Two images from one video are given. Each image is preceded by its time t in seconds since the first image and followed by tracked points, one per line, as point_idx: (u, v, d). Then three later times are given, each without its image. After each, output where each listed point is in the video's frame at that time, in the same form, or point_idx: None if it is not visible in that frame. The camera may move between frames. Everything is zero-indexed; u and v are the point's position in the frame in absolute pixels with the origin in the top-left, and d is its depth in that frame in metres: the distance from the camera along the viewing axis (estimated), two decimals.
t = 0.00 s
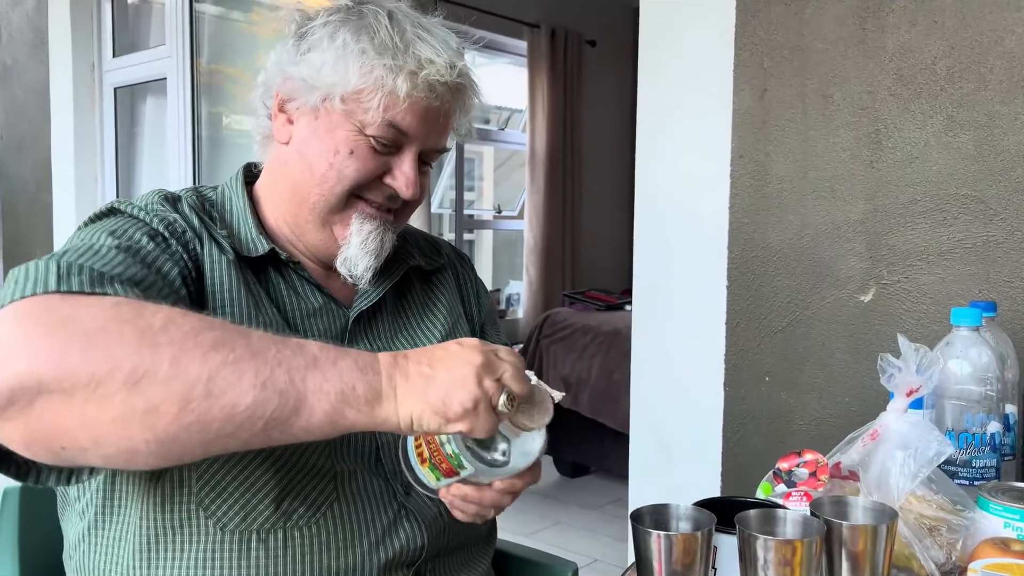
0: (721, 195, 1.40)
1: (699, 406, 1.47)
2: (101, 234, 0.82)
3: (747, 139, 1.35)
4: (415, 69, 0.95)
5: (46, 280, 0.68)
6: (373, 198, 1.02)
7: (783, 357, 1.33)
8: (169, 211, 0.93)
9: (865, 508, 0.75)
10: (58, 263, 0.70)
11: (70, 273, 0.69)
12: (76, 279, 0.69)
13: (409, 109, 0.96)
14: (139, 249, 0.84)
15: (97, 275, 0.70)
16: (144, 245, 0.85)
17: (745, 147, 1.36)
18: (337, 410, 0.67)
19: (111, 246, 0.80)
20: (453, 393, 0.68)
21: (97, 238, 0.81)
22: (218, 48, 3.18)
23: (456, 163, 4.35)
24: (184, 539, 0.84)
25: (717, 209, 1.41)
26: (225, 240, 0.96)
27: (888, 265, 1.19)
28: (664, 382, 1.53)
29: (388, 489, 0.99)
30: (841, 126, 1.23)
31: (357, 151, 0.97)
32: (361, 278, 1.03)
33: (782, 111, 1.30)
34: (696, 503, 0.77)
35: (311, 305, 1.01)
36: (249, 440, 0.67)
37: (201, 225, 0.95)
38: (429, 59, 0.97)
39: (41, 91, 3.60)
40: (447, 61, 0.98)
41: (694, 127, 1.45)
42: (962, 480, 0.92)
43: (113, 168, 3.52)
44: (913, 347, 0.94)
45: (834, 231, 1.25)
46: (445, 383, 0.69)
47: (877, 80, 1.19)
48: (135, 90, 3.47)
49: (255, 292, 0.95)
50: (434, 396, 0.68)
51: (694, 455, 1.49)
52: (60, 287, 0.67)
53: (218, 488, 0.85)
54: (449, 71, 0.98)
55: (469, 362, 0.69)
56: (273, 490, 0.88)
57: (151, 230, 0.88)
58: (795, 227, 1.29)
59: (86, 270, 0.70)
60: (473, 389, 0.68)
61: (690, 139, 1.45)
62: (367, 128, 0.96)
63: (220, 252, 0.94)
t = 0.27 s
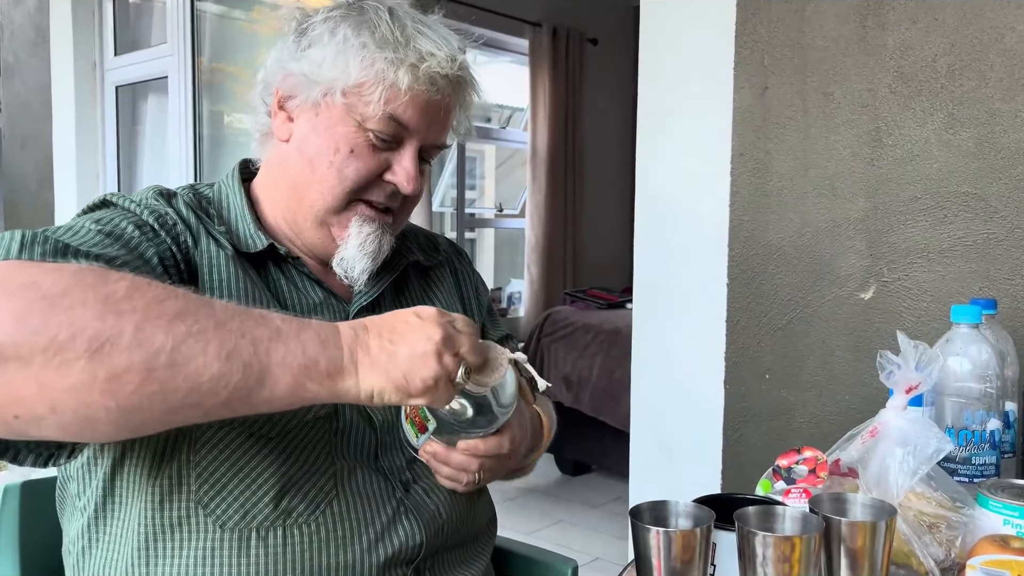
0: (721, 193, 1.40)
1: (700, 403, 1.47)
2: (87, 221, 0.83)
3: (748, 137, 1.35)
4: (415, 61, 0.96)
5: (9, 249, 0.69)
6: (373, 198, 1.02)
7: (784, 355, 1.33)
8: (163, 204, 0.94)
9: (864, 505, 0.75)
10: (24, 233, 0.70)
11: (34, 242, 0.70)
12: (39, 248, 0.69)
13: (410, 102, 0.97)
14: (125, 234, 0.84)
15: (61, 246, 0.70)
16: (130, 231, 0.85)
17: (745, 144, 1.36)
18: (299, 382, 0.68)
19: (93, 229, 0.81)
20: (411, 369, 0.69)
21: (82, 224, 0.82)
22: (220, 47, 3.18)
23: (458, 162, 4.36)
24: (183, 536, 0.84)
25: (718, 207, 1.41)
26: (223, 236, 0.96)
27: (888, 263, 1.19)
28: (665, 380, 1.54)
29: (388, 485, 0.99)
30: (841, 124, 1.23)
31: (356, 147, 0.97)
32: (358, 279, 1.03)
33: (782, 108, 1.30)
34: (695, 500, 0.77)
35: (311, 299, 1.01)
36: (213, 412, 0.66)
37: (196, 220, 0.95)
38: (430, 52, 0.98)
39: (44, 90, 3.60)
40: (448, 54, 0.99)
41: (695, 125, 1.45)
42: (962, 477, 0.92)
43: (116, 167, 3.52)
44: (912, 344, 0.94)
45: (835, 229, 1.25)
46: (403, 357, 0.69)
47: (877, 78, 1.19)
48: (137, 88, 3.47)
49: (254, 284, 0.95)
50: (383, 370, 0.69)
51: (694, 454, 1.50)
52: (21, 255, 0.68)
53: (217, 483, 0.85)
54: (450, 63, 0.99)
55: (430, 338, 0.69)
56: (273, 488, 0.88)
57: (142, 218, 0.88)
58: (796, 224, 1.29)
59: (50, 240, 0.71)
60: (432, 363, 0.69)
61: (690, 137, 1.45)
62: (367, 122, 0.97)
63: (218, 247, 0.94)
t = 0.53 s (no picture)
0: (723, 190, 1.40)
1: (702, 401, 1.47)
2: (72, 269, 0.78)
3: (749, 134, 1.35)
4: (389, 40, 0.95)
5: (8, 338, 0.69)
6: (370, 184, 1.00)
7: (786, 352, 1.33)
8: (151, 220, 0.90)
9: (866, 501, 0.74)
10: (17, 315, 0.70)
11: (29, 325, 0.70)
12: (36, 332, 0.69)
13: (391, 82, 0.96)
14: (113, 280, 0.79)
15: (56, 324, 0.70)
16: (119, 274, 0.80)
17: (747, 141, 1.36)
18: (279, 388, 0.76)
19: (79, 283, 0.76)
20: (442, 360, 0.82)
21: (67, 275, 0.77)
22: (222, 46, 3.18)
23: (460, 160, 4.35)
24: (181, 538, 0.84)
25: (720, 204, 1.41)
26: (221, 237, 0.94)
27: (890, 259, 1.19)
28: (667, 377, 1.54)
29: (390, 482, 0.98)
30: (843, 120, 1.23)
31: (350, 138, 0.96)
32: (365, 267, 1.02)
33: (784, 105, 1.30)
34: (697, 495, 0.76)
35: (312, 298, 1.00)
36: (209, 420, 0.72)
37: (189, 228, 0.93)
38: (402, 28, 0.97)
39: (46, 89, 3.60)
40: (421, 28, 0.98)
41: (696, 122, 1.45)
42: (965, 474, 0.92)
43: (117, 166, 3.52)
44: (913, 340, 0.94)
45: (836, 226, 1.25)
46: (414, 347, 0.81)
47: (879, 74, 1.19)
48: (139, 87, 3.47)
49: (253, 285, 0.94)
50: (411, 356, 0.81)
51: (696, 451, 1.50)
52: (22, 348, 0.69)
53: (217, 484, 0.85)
54: (424, 36, 0.98)
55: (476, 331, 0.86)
56: (274, 490, 0.89)
57: (133, 246, 0.84)
58: (798, 221, 1.29)
59: (45, 317, 0.70)
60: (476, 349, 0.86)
61: (691, 134, 1.45)
62: (352, 107, 0.96)
63: (215, 247, 0.92)
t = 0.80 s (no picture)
0: (726, 188, 1.40)
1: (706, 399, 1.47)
2: (66, 328, 0.78)
3: (753, 132, 1.35)
4: (345, 26, 0.91)
5: (16, 440, 0.70)
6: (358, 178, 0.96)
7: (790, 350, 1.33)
8: (137, 245, 0.88)
9: (870, 500, 0.74)
10: (20, 411, 0.71)
11: (34, 420, 0.70)
12: (41, 427, 0.70)
13: (355, 70, 0.92)
14: (107, 333, 0.79)
15: (59, 415, 0.71)
16: (113, 323, 0.80)
17: (751, 139, 1.35)
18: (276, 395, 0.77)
19: (73, 350, 0.76)
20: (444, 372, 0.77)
21: (62, 339, 0.77)
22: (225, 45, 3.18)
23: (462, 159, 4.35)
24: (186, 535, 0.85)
25: (723, 201, 1.41)
26: (214, 245, 0.93)
27: (894, 257, 1.19)
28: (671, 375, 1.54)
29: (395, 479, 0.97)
30: (847, 118, 1.23)
31: (350, 137, 0.93)
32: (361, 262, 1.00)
33: (787, 103, 1.30)
34: (701, 494, 0.76)
35: (315, 297, 1.00)
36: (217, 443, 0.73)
37: (179, 241, 0.92)
38: (357, 12, 0.92)
39: (49, 88, 3.60)
40: (377, 7, 0.93)
41: (699, 120, 1.44)
42: (969, 472, 0.91)
43: (119, 166, 3.52)
44: (916, 338, 0.94)
45: (840, 224, 1.25)
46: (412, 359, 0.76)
47: (883, 72, 1.19)
48: (141, 87, 3.47)
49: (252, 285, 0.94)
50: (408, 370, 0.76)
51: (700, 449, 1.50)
52: (31, 447, 0.69)
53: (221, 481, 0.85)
54: (381, 15, 0.92)
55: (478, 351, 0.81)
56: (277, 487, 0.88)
57: (119, 281, 0.83)
58: (801, 219, 1.29)
59: (48, 411, 0.71)
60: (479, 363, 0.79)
61: (694, 132, 1.45)
62: (322, 101, 0.93)
63: (203, 257, 0.91)
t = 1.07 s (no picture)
0: (729, 185, 1.40)
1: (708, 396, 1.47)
2: (87, 295, 0.77)
3: (755, 129, 1.35)
4: (297, 30, 0.87)
5: (44, 388, 0.67)
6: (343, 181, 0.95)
7: (792, 348, 1.32)
8: (148, 233, 0.87)
9: (873, 497, 0.74)
10: (50, 361, 0.68)
11: (65, 371, 0.68)
12: (72, 376, 0.67)
13: (316, 76, 0.89)
14: (135, 301, 0.79)
15: (92, 365, 0.69)
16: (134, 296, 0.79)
17: (753, 137, 1.35)
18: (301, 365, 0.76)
19: (102, 311, 0.75)
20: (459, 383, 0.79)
21: (88, 301, 0.76)
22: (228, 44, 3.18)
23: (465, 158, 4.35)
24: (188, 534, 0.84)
25: (726, 199, 1.41)
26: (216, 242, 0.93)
27: (897, 255, 1.19)
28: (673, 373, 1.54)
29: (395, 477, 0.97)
30: (850, 116, 1.23)
31: (350, 138, 0.91)
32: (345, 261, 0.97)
33: (790, 100, 1.30)
34: (703, 491, 0.76)
35: (310, 296, 0.99)
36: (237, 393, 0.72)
37: (184, 235, 0.91)
38: (310, 14, 0.88)
39: (52, 87, 3.61)
40: (331, 7, 0.89)
41: (702, 117, 1.44)
42: (972, 469, 0.91)
43: (123, 165, 3.52)
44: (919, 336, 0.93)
45: (843, 222, 1.24)
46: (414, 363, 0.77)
47: (886, 69, 1.18)
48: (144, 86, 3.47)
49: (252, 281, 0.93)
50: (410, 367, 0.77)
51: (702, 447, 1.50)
52: (62, 396, 0.67)
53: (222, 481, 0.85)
54: (334, 16, 0.88)
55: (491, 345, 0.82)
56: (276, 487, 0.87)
57: (137, 262, 0.83)
58: (804, 217, 1.29)
59: (79, 362, 0.69)
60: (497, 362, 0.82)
61: (697, 129, 1.45)
62: (288, 109, 0.91)
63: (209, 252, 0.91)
